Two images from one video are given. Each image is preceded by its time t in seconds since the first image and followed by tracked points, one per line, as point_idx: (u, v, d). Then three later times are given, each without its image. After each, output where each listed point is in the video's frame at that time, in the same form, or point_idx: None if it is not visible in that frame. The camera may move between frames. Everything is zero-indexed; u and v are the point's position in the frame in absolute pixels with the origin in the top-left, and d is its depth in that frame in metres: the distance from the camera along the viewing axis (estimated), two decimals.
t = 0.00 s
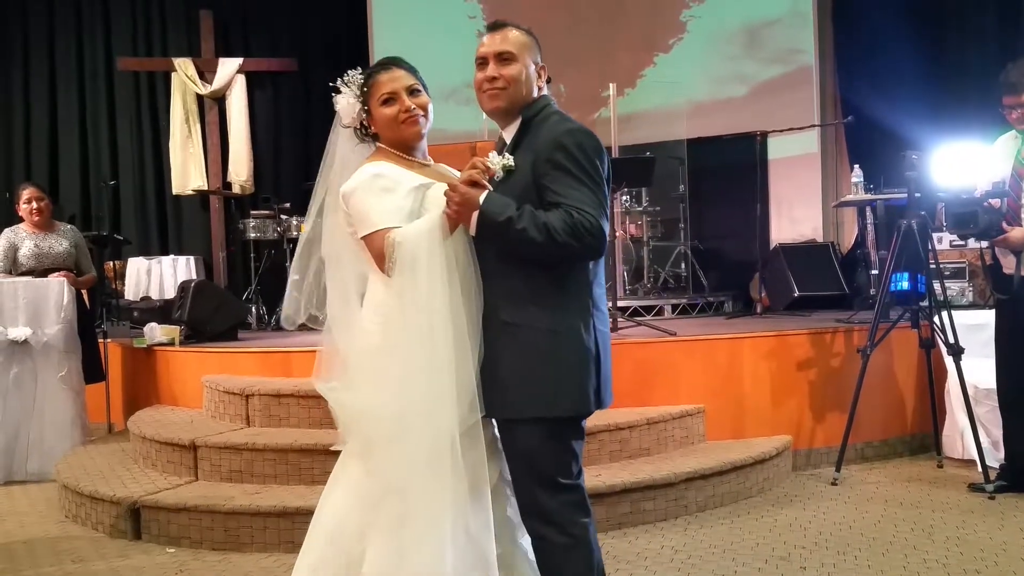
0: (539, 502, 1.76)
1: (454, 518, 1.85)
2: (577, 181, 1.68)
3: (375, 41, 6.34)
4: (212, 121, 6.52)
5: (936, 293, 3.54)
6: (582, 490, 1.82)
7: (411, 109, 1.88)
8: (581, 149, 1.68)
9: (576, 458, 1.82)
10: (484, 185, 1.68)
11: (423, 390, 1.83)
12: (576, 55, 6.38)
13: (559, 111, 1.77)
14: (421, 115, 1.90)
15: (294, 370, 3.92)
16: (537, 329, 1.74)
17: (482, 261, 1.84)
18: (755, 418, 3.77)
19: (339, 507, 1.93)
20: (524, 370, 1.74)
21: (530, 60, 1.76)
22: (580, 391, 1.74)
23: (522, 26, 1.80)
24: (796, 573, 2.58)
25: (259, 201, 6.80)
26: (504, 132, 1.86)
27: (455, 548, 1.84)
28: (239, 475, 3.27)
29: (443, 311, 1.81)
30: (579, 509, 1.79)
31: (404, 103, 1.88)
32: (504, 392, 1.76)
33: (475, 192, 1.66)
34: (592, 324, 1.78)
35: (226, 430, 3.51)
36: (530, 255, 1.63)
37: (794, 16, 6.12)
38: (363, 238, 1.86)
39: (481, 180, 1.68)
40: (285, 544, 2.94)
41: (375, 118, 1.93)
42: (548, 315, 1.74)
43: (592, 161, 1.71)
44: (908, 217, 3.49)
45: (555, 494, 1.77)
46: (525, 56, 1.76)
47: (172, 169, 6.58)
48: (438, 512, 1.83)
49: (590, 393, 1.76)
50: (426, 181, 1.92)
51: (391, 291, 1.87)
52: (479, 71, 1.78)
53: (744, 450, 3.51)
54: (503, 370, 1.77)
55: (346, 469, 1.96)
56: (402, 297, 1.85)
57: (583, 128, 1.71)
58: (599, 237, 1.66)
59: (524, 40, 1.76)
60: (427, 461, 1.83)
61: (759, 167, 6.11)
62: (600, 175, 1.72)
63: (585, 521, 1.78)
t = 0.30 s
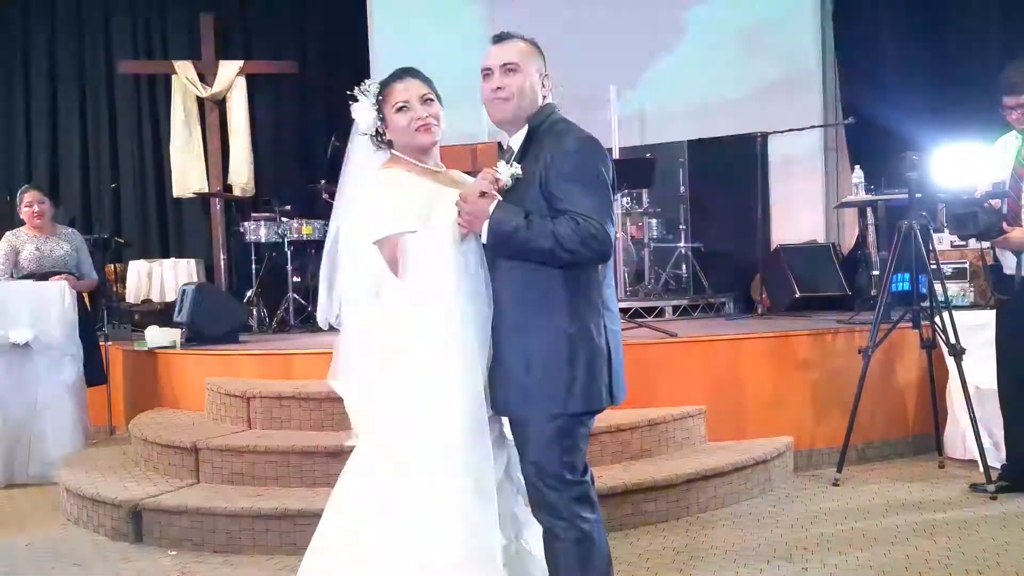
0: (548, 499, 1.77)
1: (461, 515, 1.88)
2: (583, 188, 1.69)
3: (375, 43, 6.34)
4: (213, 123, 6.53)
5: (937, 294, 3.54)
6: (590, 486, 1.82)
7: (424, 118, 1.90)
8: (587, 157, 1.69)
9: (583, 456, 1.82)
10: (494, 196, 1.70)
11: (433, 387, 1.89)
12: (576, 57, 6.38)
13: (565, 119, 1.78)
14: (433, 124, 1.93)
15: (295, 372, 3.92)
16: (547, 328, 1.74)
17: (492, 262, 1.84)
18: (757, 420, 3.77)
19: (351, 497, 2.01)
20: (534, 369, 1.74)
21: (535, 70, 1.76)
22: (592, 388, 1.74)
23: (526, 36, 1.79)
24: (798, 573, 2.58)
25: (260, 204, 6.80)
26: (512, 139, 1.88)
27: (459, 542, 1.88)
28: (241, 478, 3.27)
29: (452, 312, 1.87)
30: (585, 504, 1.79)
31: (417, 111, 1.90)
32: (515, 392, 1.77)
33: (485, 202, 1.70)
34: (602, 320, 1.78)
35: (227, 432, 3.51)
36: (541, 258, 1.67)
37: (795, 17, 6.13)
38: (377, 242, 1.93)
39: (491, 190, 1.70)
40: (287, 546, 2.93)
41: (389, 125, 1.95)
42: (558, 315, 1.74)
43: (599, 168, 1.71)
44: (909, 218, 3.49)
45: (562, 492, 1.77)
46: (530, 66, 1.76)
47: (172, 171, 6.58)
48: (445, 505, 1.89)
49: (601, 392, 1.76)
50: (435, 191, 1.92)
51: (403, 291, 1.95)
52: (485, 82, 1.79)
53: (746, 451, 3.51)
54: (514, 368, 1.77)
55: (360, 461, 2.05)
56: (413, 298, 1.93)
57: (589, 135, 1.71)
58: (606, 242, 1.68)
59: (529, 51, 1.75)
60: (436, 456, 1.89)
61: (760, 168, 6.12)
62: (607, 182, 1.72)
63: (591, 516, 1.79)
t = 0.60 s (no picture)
0: (546, 496, 1.75)
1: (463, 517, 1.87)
2: (583, 189, 1.68)
3: (375, 45, 6.34)
4: (212, 124, 6.53)
5: (937, 295, 3.55)
6: (582, 485, 1.82)
7: (433, 123, 1.90)
8: (587, 158, 1.69)
9: (578, 455, 1.82)
10: (496, 197, 1.70)
11: (437, 389, 1.88)
12: (576, 58, 6.38)
13: (566, 123, 1.78)
14: (441, 130, 1.92)
15: (295, 374, 3.92)
16: (546, 325, 1.73)
17: (493, 262, 1.84)
18: (757, 421, 3.77)
19: (356, 503, 2.00)
20: (534, 366, 1.74)
21: (536, 76, 1.77)
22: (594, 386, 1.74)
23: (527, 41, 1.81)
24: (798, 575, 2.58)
25: (259, 205, 6.80)
26: (514, 143, 1.87)
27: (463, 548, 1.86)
28: (240, 480, 3.27)
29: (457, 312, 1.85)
30: (579, 501, 1.78)
31: (426, 117, 1.90)
32: (518, 391, 1.76)
33: (487, 203, 1.68)
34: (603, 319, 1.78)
35: (227, 434, 3.51)
36: (542, 260, 1.64)
37: (795, 18, 6.13)
38: (381, 244, 1.91)
39: (493, 192, 1.70)
40: (287, 547, 2.93)
41: (397, 130, 1.96)
42: (561, 314, 1.74)
43: (599, 170, 1.71)
44: (908, 219, 3.49)
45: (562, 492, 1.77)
46: (531, 72, 1.77)
47: (172, 173, 6.58)
48: (449, 508, 1.88)
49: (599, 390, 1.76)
50: (442, 190, 1.94)
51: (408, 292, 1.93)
52: (488, 88, 1.80)
53: (746, 452, 3.51)
54: (513, 366, 1.77)
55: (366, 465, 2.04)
56: (418, 300, 1.90)
57: (589, 137, 1.71)
58: (605, 242, 1.66)
59: (530, 56, 1.76)
60: (441, 459, 1.88)
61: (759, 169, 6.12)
62: (607, 183, 1.71)
63: (585, 513, 1.78)
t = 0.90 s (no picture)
0: (548, 499, 1.76)
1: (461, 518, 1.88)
2: (582, 188, 1.68)
3: (374, 45, 6.33)
4: (212, 126, 6.52)
5: (937, 294, 3.55)
6: (583, 486, 1.82)
7: (434, 124, 1.90)
8: (587, 157, 1.69)
9: (579, 457, 1.82)
10: (495, 195, 1.69)
11: (438, 388, 1.88)
12: (575, 58, 6.38)
13: (565, 123, 1.78)
14: (442, 129, 1.93)
15: (295, 375, 3.92)
16: (545, 326, 1.73)
17: (492, 262, 1.83)
18: (757, 420, 3.77)
19: (356, 501, 2.02)
20: (534, 367, 1.74)
21: (536, 76, 1.77)
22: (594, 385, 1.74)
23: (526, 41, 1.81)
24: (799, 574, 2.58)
25: (259, 207, 6.80)
26: (513, 143, 1.88)
27: (460, 550, 1.87)
28: (241, 481, 3.27)
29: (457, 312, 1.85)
30: (581, 504, 1.78)
31: (427, 116, 1.90)
32: (518, 390, 1.76)
33: (486, 202, 1.68)
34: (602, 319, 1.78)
35: (228, 436, 3.51)
36: (541, 259, 1.64)
37: (794, 17, 6.13)
38: (380, 243, 1.92)
39: (492, 190, 1.70)
40: (287, 549, 2.93)
41: (398, 130, 1.96)
42: (561, 314, 1.74)
43: (599, 170, 1.71)
44: (908, 219, 3.48)
45: (562, 492, 1.76)
46: (531, 72, 1.77)
47: (171, 176, 6.58)
48: (448, 509, 1.89)
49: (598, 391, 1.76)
50: (442, 189, 1.96)
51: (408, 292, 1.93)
52: (488, 88, 1.80)
53: (746, 451, 3.51)
54: (513, 367, 1.77)
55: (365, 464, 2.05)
56: (418, 300, 1.91)
57: (588, 136, 1.72)
58: (605, 241, 1.66)
59: (530, 56, 1.77)
60: (440, 459, 1.89)
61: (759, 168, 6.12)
62: (606, 182, 1.72)
63: (586, 514, 1.78)
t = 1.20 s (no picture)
0: (554, 503, 1.77)
1: (458, 522, 1.85)
2: (587, 187, 1.68)
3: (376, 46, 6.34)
4: (214, 127, 6.53)
5: (939, 294, 3.53)
6: (589, 491, 1.82)
7: (427, 120, 1.91)
8: (591, 156, 1.69)
9: (584, 463, 1.82)
10: (497, 194, 1.69)
11: (436, 390, 1.87)
12: (577, 59, 6.38)
13: (569, 121, 1.78)
14: (436, 126, 1.93)
15: (297, 376, 3.92)
16: (546, 329, 1.74)
17: (494, 264, 1.84)
18: (760, 422, 3.76)
19: (344, 505, 1.96)
20: (536, 371, 1.74)
21: (538, 72, 1.77)
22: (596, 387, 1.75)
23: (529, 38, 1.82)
24: None
25: (262, 208, 6.80)
26: (514, 140, 1.87)
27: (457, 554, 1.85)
28: (243, 482, 3.27)
29: (457, 313, 1.85)
30: (587, 509, 1.79)
31: (420, 113, 1.91)
32: (519, 392, 1.77)
33: (488, 200, 1.68)
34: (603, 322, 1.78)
35: (230, 437, 3.51)
36: (544, 259, 1.64)
37: (796, 18, 6.13)
38: (375, 242, 1.90)
39: (494, 188, 1.69)
40: (289, 549, 2.93)
41: (391, 126, 1.96)
42: (562, 316, 1.74)
43: (603, 169, 1.71)
44: (910, 219, 3.48)
45: (566, 496, 1.77)
46: (534, 68, 1.77)
47: (174, 177, 6.59)
48: (446, 513, 1.86)
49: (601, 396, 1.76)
50: (437, 188, 1.95)
51: (406, 292, 1.91)
52: (490, 84, 1.80)
53: (749, 453, 3.51)
54: (515, 369, 1.78)
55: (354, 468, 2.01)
56: (417, 300, 1.89)
57: (591, 134, 1.72)
58: (610, 242, 1.66)
59: (533, 52, 1.77)
60: (438, 462, 1.87)
61: (762, 170, 6.12)
62: (610, 180, 1.72)
63: (592, 520, 1.79)
